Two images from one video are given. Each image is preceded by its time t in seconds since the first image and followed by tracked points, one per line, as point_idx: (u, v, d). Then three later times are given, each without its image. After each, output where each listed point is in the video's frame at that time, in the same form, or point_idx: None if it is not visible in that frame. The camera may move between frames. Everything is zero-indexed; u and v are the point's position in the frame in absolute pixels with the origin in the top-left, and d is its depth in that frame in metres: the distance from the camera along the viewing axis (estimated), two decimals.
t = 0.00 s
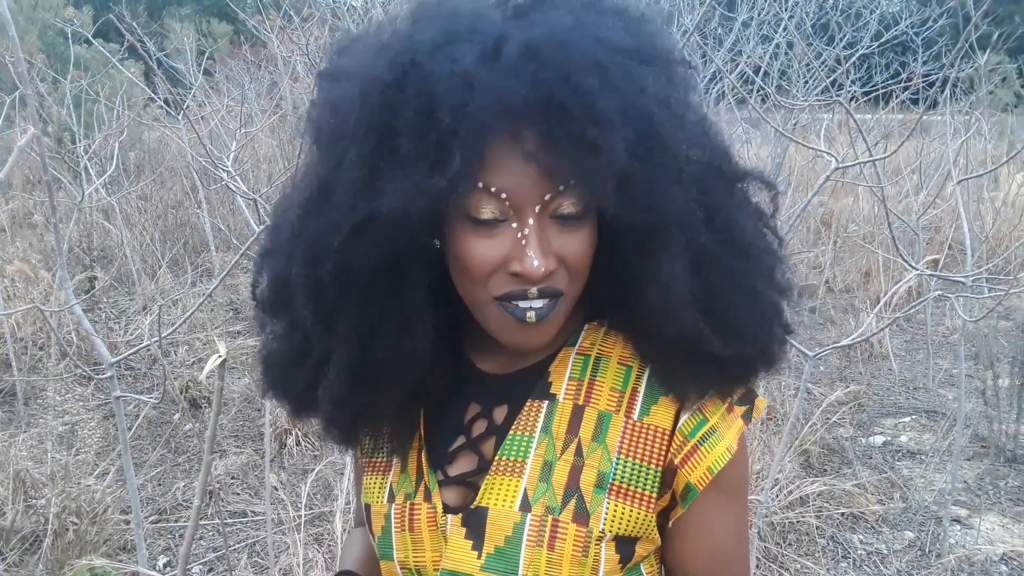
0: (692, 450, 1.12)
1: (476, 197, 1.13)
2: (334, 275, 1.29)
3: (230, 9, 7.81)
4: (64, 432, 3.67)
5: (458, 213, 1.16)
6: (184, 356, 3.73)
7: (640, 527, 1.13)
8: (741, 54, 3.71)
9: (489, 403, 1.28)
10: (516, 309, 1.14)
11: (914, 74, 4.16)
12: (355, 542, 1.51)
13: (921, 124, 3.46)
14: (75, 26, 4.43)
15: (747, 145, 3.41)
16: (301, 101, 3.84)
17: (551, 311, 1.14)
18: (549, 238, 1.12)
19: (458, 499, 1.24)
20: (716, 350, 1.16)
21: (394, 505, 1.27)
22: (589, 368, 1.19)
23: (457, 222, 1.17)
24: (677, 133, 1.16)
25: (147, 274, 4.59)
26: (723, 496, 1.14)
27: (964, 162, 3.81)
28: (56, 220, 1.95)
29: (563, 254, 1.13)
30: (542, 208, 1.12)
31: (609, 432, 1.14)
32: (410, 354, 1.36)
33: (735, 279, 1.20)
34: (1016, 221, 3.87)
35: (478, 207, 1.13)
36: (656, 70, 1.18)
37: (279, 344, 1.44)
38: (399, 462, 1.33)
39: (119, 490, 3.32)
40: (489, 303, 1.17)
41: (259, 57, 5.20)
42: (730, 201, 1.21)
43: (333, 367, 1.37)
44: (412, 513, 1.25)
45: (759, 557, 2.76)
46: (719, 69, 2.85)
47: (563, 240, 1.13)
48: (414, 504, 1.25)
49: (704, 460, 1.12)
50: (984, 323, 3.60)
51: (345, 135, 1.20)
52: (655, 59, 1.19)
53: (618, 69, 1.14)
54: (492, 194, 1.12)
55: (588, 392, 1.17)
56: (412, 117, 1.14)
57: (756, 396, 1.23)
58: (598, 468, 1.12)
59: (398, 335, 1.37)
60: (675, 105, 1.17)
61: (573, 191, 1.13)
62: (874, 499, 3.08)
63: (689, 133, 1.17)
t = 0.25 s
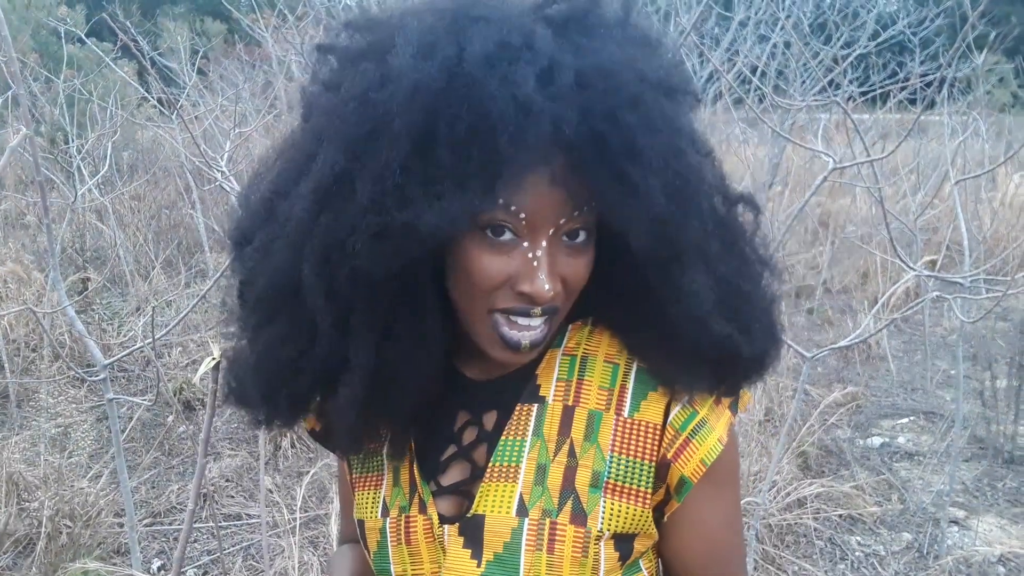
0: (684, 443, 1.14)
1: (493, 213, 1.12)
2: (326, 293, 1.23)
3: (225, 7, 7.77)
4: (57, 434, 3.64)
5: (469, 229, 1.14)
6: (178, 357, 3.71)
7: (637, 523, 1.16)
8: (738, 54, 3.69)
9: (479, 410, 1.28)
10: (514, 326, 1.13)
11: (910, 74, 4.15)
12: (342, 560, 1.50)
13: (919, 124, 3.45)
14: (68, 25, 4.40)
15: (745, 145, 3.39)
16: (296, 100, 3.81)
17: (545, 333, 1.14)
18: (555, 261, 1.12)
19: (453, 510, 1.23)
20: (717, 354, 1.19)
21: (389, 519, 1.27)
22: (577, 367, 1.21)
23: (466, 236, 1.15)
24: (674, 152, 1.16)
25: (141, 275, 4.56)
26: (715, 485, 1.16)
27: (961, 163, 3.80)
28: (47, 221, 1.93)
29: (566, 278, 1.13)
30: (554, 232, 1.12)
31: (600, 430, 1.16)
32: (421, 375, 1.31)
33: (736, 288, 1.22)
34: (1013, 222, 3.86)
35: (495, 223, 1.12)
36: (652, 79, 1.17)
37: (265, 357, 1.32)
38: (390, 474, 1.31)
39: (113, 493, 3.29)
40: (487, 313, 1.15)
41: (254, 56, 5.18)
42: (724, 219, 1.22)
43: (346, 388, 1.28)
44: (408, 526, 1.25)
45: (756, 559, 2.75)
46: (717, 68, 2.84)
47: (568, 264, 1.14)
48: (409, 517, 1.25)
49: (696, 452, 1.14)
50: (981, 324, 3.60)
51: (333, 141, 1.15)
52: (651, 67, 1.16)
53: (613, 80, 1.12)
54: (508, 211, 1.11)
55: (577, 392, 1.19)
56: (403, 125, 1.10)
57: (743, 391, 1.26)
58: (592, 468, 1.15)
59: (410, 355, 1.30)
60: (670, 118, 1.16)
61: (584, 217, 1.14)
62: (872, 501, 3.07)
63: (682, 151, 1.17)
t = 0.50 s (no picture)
0: (686, 454, 1.17)
1: (489, 229, 1.13)
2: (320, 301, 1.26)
3: (226, 11, 7.79)
4: (60, 437, 3.66)
5: (466, 244, 1.16)
6: (180, 360, 3.72)
7: (639, 533, 1.17)
8: (737, 57, 3.71)
9: (483, 418, 1.31)
10: (517, 339, 1.14)
11: (909, 77, 4.17)
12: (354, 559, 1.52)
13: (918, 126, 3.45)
14: (70, 29, 4.42)
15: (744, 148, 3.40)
16: (297, 104, 3.84)
17: (549, 345, 1.16)
18: (555, 273, 1.14)
19: (458, 515, 1.26)
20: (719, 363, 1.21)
21: (395, 524, 1.30)
22: (580, 377, 1.23)
23: (463, 251, 1.17)
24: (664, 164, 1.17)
25: (144, 278, 4.58)
26: (719, 495, 1.19)
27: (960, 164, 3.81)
28: (52, 225, 1.95)
29: (567, 289, 1.16)
30: (552, 244, 1.14)
31: (603, 439, 1.18)
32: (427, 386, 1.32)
33: (735, 298, 1.24)
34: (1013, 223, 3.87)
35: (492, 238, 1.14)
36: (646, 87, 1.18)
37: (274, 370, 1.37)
38: (396, 480, 1.34)
39: (116, 495, 3.31)
40: (486, 326, 1.17)
41: (256, 60, 5.20)
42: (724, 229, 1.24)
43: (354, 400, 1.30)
44: (414, 532, 1.28)
45: (758, 559, 2.76)
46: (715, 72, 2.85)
47: (567, 275, 1.16)
48: (414, 522, 1.28)
49: (698, 463, 1.16)
50: (981, 325, 3.61)
51: (335, 150, 1.17)
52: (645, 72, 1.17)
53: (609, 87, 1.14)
54: (505, 227, 1.12)
55: (581, 402, 1.21)
56: (396, 140, 1.11)
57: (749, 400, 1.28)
58: (594, 477, 1.16)
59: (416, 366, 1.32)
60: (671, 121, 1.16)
61: (582, 228, 1.17)
62: (873, 501, 3.08)
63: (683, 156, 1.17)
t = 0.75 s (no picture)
0: (677, 475, 1.10)
1: (475, 218, 1.16)
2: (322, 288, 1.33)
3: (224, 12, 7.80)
4: (60, 439, 3.66)
5: (458, 236, 1.19)
6: (181, 362, 3.72)
7: (625, 551, 1.12)
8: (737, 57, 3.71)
9: (487, 418, 1.30)
10: (507, 331, 1.16)
11: (908, 76, 4.17)
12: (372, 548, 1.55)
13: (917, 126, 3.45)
14: (69, 32, 4.42)
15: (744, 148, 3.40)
16: (296, 106, 3.84)
17: (541, 337, 1.16)
18: (544, 263, 1.14)
19: (453, 511, 1.24)
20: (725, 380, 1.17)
21: (393, 514, 1.31)
22: (582, 387, 1.19)
23: (455, 243, 1.20)
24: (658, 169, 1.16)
25: (144, 280, 4.59)
26: (715, 523, 1.11)
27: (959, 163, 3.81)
28: (52, 228, 1.95)
29: (558, 281, 1.15)
30: (539, 234, 1.14)
31: (596, 452, 1.13)
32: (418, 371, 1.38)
33: (740, 311, 1.22)
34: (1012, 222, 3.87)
35: (477, 226, 1.16)
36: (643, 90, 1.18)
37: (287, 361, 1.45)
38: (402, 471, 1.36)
39: (117, 497, 3.31)
40: (479, 320, 1.19)
41: (255, 61, 5.20)
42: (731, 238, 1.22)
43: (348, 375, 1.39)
44: (408, 524, 1.27)
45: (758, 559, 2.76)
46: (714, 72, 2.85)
47: (558, 267, 1.15)
48: (409, 514, 1.28)
49: (687, 486, 1.09)
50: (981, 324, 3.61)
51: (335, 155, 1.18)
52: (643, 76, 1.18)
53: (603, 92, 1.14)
54: (490, 216, 1.15)
55: (578, 411, 1.17)
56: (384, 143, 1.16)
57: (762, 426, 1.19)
58: (582, 489, 1.12)
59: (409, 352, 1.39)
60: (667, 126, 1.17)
61: (573, 220, 1.15)
62: (872, 501, 3.08)
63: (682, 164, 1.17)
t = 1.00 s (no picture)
0: (652, 495, 1.08)
1: (447, 167, 1.25)
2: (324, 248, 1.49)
3: (230, 13, 7.82)
4: (65, 437, 3.67)
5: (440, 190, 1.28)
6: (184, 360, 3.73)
7: (593, 563, 1.10)
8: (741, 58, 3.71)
9: (482, 407, 1.30)
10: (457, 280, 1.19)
11: (912, 78, 4.16)
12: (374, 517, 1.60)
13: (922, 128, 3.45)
14: (76, 32, 4.44)
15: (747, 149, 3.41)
16: (301, 106, 3.85)
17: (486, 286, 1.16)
18: (491, 211, 1.16)
19: (435, 493, 1.26)
20: (695, 392, 1.12)
21: (384, 488, 1.35)
22: (576, 390, 1.19)
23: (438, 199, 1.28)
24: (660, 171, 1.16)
25: (148, 279, 4.60)
26: (687, 548, 1.07)
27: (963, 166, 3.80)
28: (57, 225, 1.96)
29: (505, 231, 1.15)
30: (493, 181, 1.18)
31: (578, 458, 1.13)
32: (393, 328, 1.46)
33: (733, 325, 1.14)
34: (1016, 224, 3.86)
35: (447, 175, 1.25)
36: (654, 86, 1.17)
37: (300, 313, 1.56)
38: (397, 444, 1.40)
39: (120, 495, 3.31)
40: (445, 276, 1.23)
41: (260, 62, 5.22)
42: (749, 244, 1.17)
43: (331, 326, 1.50)
44: (393, 499, 1.31)
45: (760, 561, 2.76)
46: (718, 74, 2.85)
47: (507, 218, 1.16)
48: (395, 490, 1.31)
49: (659, 508, 1.06)
50: (985, 326, 3.60)
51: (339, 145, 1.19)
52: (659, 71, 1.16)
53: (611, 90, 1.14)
54: (455, 163, 1.23)
55: (569, 414, 1.17)
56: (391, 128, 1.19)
57: (760, 457, 1.17)
58: (557, 493, 1.11)
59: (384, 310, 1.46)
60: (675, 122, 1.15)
61: (529, 172, 1.16)
62: (875, 503, 3.08)
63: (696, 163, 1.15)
